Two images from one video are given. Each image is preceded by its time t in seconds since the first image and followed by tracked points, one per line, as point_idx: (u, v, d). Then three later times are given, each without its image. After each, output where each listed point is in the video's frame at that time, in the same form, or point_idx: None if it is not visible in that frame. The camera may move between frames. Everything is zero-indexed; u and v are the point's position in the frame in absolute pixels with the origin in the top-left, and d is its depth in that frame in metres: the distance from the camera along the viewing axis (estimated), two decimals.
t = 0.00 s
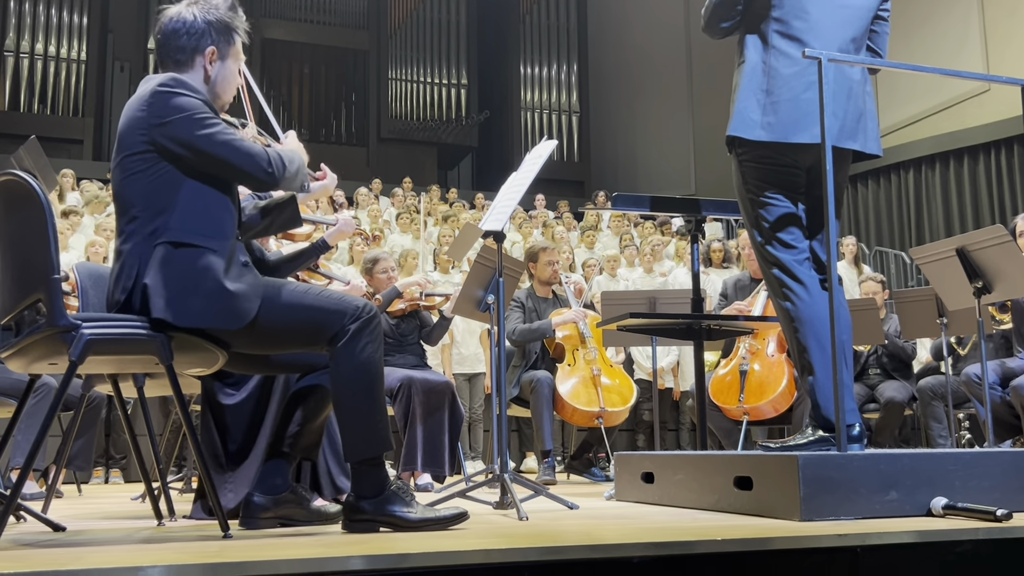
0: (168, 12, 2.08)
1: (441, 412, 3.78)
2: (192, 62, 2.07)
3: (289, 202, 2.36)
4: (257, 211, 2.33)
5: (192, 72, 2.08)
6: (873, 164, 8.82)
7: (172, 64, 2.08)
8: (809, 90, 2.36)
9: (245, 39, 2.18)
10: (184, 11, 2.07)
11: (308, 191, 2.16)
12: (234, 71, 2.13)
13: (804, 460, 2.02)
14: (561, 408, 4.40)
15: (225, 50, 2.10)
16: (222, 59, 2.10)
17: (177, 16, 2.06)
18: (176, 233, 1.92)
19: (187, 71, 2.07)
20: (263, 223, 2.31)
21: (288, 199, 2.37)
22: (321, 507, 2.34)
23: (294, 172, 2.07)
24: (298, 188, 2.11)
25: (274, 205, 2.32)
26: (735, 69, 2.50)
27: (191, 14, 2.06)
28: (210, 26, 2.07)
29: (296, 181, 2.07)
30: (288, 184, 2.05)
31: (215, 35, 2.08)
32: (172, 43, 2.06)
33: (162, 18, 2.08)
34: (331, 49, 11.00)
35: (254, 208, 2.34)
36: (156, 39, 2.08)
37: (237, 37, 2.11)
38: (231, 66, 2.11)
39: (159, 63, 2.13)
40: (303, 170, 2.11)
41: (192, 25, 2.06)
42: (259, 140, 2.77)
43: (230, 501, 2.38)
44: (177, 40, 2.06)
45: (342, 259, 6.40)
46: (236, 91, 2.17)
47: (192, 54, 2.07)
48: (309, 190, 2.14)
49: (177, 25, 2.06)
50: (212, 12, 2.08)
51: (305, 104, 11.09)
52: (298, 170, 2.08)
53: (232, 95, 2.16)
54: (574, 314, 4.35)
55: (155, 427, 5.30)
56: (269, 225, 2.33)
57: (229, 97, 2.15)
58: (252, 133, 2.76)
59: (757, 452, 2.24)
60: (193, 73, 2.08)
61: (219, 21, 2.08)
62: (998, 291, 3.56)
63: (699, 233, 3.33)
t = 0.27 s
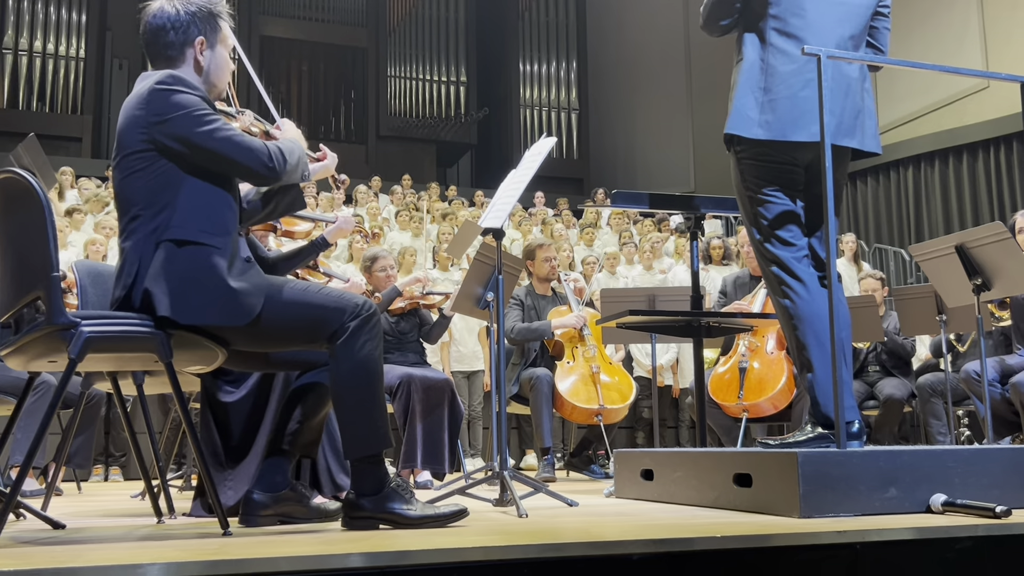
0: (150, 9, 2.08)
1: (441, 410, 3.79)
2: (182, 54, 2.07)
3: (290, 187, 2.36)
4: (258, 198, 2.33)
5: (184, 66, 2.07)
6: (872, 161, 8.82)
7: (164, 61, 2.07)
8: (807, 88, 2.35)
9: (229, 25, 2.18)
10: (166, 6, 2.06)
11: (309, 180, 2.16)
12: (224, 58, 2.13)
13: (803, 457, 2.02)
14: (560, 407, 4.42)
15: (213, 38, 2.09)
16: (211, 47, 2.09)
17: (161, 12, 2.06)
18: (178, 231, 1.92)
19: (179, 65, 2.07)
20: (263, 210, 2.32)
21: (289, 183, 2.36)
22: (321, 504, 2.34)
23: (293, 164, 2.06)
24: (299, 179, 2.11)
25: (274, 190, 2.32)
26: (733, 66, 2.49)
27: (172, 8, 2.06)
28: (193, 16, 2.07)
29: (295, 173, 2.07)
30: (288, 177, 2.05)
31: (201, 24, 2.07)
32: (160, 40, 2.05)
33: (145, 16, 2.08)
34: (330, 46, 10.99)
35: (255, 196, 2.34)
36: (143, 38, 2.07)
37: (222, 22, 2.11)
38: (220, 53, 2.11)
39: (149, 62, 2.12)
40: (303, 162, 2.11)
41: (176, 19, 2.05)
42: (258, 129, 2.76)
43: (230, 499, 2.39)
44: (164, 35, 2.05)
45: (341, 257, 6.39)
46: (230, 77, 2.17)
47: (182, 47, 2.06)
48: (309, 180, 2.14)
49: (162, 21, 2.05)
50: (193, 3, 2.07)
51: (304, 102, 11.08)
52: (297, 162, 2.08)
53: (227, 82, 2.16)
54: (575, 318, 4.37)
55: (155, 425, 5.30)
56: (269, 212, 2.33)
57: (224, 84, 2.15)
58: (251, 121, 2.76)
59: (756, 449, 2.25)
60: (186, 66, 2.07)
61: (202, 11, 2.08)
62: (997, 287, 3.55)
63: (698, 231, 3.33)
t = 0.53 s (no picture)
0: (162, 4, 2.07)
1: (439, 406, 3.79)
2: (188, 55, 2.07)
3: (290, 191, 2.36)
4: (257, 201, 2.34)
5: (189, 66, 2.07)
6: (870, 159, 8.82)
7: (168, 59, 2.07)
8: (805, 85, 2.35)
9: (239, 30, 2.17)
10: (178, 3, 2.06)
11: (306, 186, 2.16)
12: (231, 63, 2.13)
13: (802, 454, 2.02)
14: (558, 403, 4.42)
15: (222, 42, 2.09)
16: (218, 52, 2.09)
17: (172, 9, 2.05)
18: (174, 230, 1.92)
19: (184, 65, 2.07)
20: (262, 212, 2.31)
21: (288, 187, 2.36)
22: (319, 500, 2.34)
23: (292, 167, 2.06)
24: (297, 182, 2.11)
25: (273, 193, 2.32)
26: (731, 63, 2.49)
27: (185, 7, 2.05)
28: (205, 18, 2.06)
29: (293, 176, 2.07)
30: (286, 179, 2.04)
31: (211, 28, 2.07)
32: (168, 37, 2.05)
33: (156, 12, 2.07)
34: (328, 43, 10.97)
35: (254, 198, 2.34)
36: (151, 33, 2.07)
37: (232, 28, 2.11)
38: (227, 58, 2.11)
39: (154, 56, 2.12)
40: (301, 165, 2.11)
41: (187, 18, 2.05)
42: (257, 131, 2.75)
43: (228, 496, 2.39)
44: (172, 33, 2.05)
45: (339, 254, 6.40)
46: (234, 83, 2.17)
47: (189, 48, 2.06)
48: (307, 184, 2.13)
49: (173, 18, 2.05)
50: (205, 4, 2.07)
51: (303, 99, 11.04)
52: (296, 165, 2.07)
53: (230, 87, 2.16)
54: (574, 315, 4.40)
55: (154, 422, 5.30)
56: (267, 215, 2.33)
57: (226, 88, 2.15)
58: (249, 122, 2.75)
59: (755, 446, 2.25)
60: (191, 66, 2.07)
61: (214, 13, 2.07)
62: (996, 284, 3.57)
63: (696, 228, 3.33)
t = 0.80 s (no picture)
0: (180, 6, 2.07)
1: (437, 404, 3.79)
2: (198, 59, 2.06)
3: (287, 204, 2.35)
4: (253, 212, 2.34)
5: (197, 68, 2.06)
6: (868, 156, 8.83)
7: (178, 58, 2.06)
8: (804, 82, 2.35)
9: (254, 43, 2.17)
10: (198, 8, 2.06)
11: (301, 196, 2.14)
12: (239, 74, 2.12)
13: (799, 451, 2.02)
14: (557, 401, 4.41)
15: (234, 52, 2.09)
16: (228, 60, 2.09)
17: (191, 12, 2.05)
18: (168, 229, 1.92)
19: (192, 66, 2.06)
20: (258, 222, 2.31)
21: (284, 200, 2.35)
22: (317, 498, 2.34)
23: (288, 175, 2.06)
24: (293, 191, 2.09)
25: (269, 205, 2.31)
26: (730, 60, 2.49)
27: (205, 12, 2.05)
28: (222, 26, 2.06)
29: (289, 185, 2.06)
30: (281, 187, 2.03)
31: (226, 36, 2.07)
32: (182, 37, 2.05)
33: (175, 11, 2.07)
34: (326, 40, 10.95)
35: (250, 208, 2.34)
36: (167, 32, 2.07)
37: (247, 41, 2.11)
38: (236, 68, 2.10)
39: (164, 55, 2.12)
40: (298, 173, 2.10)
41: (204, 23, 2.05)
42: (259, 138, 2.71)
43: (225, 493, 2.39)
44: (186, 34, 2.05)
45: (337, 251, 6.40)
46: (238, 93, 2.16)
47: (199, 51, 2.06)
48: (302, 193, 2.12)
49: (190, 20, 2.05)
50: (225, 12, 2.07)
51: (300, 95, 10.98)
52: (292, 173, 2.07)
53: (233, 97, 2.15)
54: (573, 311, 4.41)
55: (152, 419, 5.31)
56: (263, 225, 2.32)
57: (230, 97, 2.14)
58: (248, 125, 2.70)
59: (753, 444, 2.25)
60: (198, 70, 2.06)
61: (232, 22, 2.07)
62: (993, 282, 3.58)
63: (694, 225, 3.32)
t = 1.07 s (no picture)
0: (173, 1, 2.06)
1: (435, 401, 3.79)
2: (194, 54, 2.06)
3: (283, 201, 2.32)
4: (249, 209, 2.30)
5: (192, 64, 2.06)
6: (865, 153, 8.83)
7: (173, 54, 2.06)
8: (803, 79, 2.35)
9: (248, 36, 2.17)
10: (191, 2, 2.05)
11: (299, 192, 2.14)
12: (234, 68, 2.12)
13: (797, 448, 2.03)
14: (554, 399, 4.41)
15: (229, 47, 2.08)
16: (223, 56, 2.08)
17: (184, 7, 2.04)
18: (165, 225, 1.91)
19: (187, 62, 2.06)
20: (255, 220, 2.27)
21: (280, 198, 2.32)
22: (314, 496, 2.34)
23: (285, 171, 2.05)
24: (290, 188, 2.09)
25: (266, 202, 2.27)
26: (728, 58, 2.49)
27: (198, 7, 2.04)
28: (216, 20, 2.06)
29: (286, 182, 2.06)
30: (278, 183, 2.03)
31: (220, 31, 2.06)
32: (176, 32, 2.04)
33: (168, 5, 2.06)
34: (323, 38, 10.94)
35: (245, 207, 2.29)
36: (160, 28, 2.06)
37: (241, 35, 2.10)
38: (232, 63, 2.10)
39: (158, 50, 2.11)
40: (296, 169, 2.10)
41: (198, 18, 2.04)
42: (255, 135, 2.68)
43: (223, 491, 2.39)
44: (180, 31, 2.04)
45: (334, 248, 6.40)
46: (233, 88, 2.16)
47: (194, 47, 2.05)
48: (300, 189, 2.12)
49: (183, 16, 2.04)
50: (219, 7, 2.06)
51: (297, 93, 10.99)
52: (290, 169, 2.07)
53: (229, 91, 2.15)
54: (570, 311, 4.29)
55: (149, 416, 5.31)
56: (259, 223, 2.28)
57: (226, 92, 2.14)
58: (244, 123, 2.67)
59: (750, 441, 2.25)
60: (193, 66, 2.06)
61: (226, 16, 2.06)
62: (991, 279, 3.58)
63: (692, 223, 3.32)
